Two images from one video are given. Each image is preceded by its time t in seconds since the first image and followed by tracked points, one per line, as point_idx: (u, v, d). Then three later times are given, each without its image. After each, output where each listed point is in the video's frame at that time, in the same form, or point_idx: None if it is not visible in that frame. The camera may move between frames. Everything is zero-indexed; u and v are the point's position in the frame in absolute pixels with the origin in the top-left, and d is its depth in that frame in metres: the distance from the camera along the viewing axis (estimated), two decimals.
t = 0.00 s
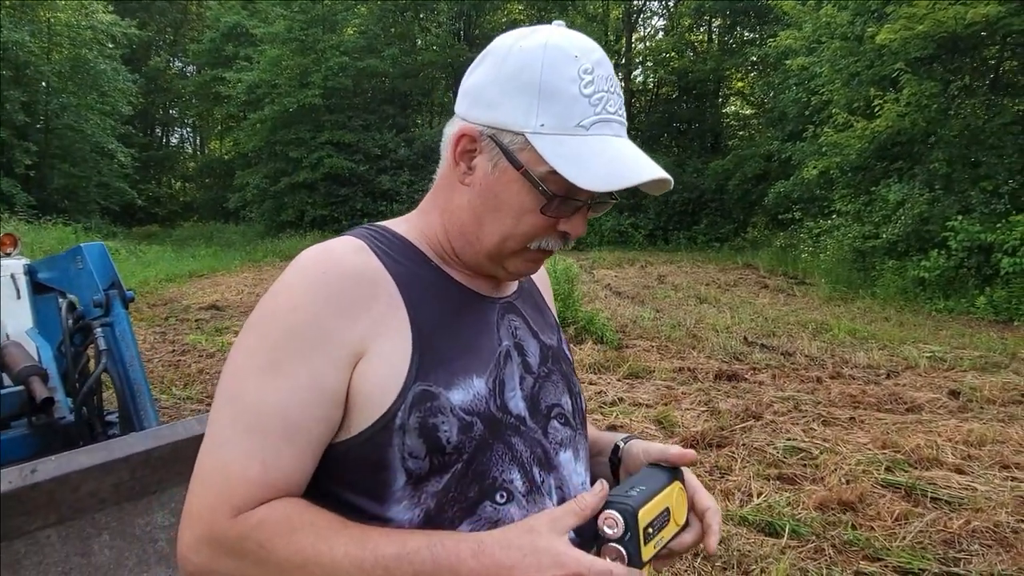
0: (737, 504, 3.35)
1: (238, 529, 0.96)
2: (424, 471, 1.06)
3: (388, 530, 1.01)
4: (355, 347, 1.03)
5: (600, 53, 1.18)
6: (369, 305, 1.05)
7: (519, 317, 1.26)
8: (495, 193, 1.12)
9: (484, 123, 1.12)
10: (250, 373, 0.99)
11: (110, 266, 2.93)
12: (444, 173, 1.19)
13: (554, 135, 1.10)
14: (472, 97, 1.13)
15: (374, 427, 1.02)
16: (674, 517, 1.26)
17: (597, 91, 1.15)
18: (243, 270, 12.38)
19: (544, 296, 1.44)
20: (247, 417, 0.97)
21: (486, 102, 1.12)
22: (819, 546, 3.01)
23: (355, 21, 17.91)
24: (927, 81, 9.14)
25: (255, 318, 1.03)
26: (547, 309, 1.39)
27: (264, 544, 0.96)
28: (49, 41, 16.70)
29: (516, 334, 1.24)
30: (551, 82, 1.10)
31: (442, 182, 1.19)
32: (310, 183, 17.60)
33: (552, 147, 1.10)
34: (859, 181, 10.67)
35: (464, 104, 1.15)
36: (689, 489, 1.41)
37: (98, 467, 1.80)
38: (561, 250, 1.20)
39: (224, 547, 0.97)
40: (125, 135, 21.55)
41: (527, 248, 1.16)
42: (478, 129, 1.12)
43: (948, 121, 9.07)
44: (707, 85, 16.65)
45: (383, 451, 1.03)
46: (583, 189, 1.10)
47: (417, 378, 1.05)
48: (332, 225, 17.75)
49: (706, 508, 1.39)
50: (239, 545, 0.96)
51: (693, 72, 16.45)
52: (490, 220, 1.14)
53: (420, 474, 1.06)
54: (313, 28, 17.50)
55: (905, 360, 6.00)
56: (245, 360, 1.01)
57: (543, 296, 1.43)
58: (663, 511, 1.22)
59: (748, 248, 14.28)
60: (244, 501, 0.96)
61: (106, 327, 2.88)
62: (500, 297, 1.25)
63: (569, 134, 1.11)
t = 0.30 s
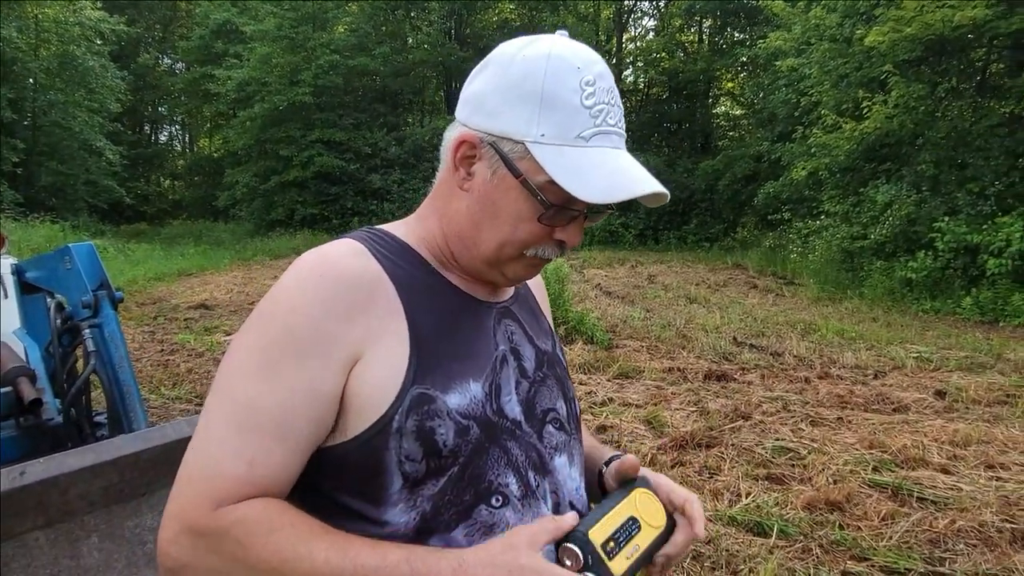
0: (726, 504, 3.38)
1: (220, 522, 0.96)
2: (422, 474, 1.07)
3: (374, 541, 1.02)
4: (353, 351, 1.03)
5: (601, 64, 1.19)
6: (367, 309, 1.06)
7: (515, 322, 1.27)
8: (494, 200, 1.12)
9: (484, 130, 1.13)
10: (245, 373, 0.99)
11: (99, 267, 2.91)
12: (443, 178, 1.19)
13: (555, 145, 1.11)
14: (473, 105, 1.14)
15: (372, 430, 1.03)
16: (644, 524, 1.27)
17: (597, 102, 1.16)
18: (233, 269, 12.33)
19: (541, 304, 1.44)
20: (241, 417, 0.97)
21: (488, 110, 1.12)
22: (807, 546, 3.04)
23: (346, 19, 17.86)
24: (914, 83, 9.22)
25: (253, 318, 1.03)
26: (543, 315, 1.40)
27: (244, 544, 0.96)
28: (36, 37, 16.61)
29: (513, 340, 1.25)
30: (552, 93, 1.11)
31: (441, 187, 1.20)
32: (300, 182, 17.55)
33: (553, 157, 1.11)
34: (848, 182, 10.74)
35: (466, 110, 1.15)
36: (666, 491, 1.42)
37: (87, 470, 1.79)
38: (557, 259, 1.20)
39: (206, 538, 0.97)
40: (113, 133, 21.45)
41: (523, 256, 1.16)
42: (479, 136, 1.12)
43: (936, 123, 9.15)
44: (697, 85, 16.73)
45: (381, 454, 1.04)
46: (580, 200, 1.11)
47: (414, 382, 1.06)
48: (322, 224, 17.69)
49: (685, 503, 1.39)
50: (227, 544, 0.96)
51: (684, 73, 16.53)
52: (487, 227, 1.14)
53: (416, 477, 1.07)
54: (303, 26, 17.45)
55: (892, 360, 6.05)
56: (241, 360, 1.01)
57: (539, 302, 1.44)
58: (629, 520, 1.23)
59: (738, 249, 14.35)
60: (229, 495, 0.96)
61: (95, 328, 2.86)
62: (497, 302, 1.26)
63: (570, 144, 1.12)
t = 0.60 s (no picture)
0: (720, 499, 3.41)
1: (195, 497, 0.97)
2: (412, 470, 1.10)
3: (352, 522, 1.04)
4: (345, 351, 1.06)
5: (606, 82, 1.22)
6: (361, 311, 1.08)
7: (507, 323, 1.29)
8: (490, 204, 1.14)
9: (487, 135, 1.15)
10: (237, 368, 1.01)
11: (97, 266, 2.93)
12: (443, 177, 1.21)
13: (555, 157, 1.14)
14: (478, 109, 1.17)
15: (365, 427, 1.06)
16: (594, 479, 1.24)
17: (598, 117, 1.18)
18: (230, 266, 12.36)
19: (535, 307, 1.46)
20: (234, 411, 0.99)
21: (492, 116, 1.15)
22: (799, 539, 3.07)
23: (342, 16, 17.85)
24: (910, 79, 9.26)
25: (247, 313, 1.06)
26: (536, 316, 1.42)
27: (213, 519, 0.97)
28: (31, 35, 16.58)
29: (505, 339, 1.27)
30: (554, 106, 1.14)
31: (440, 186, 1.22)
32: (297, 179, 17.56)
33: (550, 167, 1.13)
34: (843, 178, 10.78)
35: (472, 113, 1.17)
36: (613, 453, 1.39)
37: (84, 465, 1.81)
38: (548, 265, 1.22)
39: (178, 510, 0.98)
40: (110, 131, 21.44)
41: (514, 259, 1.18)
42: (481, 140, 1.14)
43: (931, 119, 9.20)
44: (694, 82, 16.76)
45: (373, 451, 1.07)
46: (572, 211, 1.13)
47: (406, 382, 1.09)
48: (320, 221, 17.70)
49: (628, 467, 1.36)
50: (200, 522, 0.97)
51: (681, 70, 16.58)
52: (481, 229, 1.16)
53: (406, 474, 1.09)
54: (300, 23, 17.42)
55: (887, 355, 6.09)
56: (230, 355, 1.02)
57: (534, 302, 1.46)
58: (579, 478, 1.21)
59: (734, 245, 14.38)
60: (206, 472, 0.98)
61: (93, 326, 2.88)
62: (490, 303, 1.28)
63: (569, 157, 1.14)
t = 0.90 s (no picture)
0: (711, 498, 3.44)
1: (227, 537, 1.01)
2: (391, 474, 1.13)
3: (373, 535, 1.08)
4: (332, 363, 1.08)
5: (580, 86, 1.25)
6: (340, 321, 1.10)
7: (484, 326, 1.30)
8: (475, 207, 1.17)
9: (468, 140, 1.17)
10: (231, 390, 1.04)
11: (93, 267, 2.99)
12: (425, 183, 1.22)
13: (539, 156, 1.16)
14: (457, 116, 1.18)
15: (344, 435, 1.08)
16: (647, 504, 1.29)
17: (576, 119, 1.21)
18: (227, 266, 12.38)
19: (516, 307, 1.47)
20: (227, 425, 1.02)
21: (472, 121, 1.17)
22: (789, 537, 3.11)
23: (339, 16, 17.87)
24: (904, 81, 9.30)
25: (235, 334, 1.08)
26: (515, 316, 1.42)
27: (250, 555, 1.01)
28: (27, 34, 16.60)
29: (481, 343, 1.28)
30: (535, 107, 1.16)
31: (421, 192, 1.23)
32: (294, 179, 17.58)
33: (534, 165, 1.15)
34: (839, 179, 10.83)
35: (449, 120, 1.19)
36: (683, 476, 1.40)
37: (80, 465, 1.83)
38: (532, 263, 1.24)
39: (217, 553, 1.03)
40: (107, 130, 21.45)
41: (500, 259, 1.20)
42: (462, 146, 1.16)
43: (925, 121, 9.24)
44: (691, 82, 16.80)
45: (353, 456, 1.09)
46: (557, 206, 1.16)
47: (385, 391, 1.11)
48: (317, 221, 17.71)
49: (698, 492, 1.36)
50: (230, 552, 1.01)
51: (678, 70, 16.62)
52: (467, 233, 1.18)
53: (388, 478, 1.12)
54: (297, 23, 17.44)
55: (881, 356, 6.12)
56: (224, 377, 1.05)
57: (513, 303, 1.46)
58: (627, 499, 1.27)
59: (731, 245, 14.42)
60: (233, 508, 1.02)
61: (89, 327, 2.92)
62: (467, 307, 1.28)
63: (553, 157, 1.17)
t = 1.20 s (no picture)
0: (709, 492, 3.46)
1: (266, 537, 1.01)
2: (391, 464, 1.14)
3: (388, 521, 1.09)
4: (340, 355, 1.08)
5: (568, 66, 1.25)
6: (342, 313, 1.10)
7: (479, 317, 1.31)
8: (477, 191, 1.17)
9: (465, 125, 1.17)
10: (243, 390, 1.04)
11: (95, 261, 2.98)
12: (421, 173, 1.22)
13: (538, 136, 1.17)
14: (450, 103, 1.18)
15: (346, 428, 1.09)
16: (683, 480, 1.27)
17: (570, 97, 1.22)
18: (228, 264, 12.40)
19: (513, 294, 1.48)
20: (241, 425, 1.02)
21: (468, 107, 1.17)
22: (787, 531, 3.12)
23: (340, 13, 17.85)
24: (905, 78, 9.30)
25: (239, 334, 1.08)
26: (509, 304, 1.43)
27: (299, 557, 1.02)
28: (27, 31, 16.58)
29: (476, 334, 1.29)
30: (533, 88, 1.17)
31: (418, 182, 1.23)
32: (295, 177, 17.59)
33: (535, 145, 1.16)
34: (839, 176, 10.85)
35: (442, 108, 1.19)
36: (738, 447, 1.46)
37: (83, 455, 1.83)
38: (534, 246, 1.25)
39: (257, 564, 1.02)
40: (107, 128, 21.46)
41: (504, 244, 1.20)
42: (460, 132, 1.16)
43: (925, 118, 9.24)
44: (691, 80, 16.79)
45: (355, 447, 1.10)
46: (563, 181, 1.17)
47: (387, 381, 1.12)
48: (317, 219, 17.73)
49: (757, 463, 1.42)
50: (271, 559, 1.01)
51: (678, 68, 16.60)
52: (470, 219, 1.18)
53: (389, 468, 1.13)
54: (297, 21, 17.42)
55: (880, 353, 6.13)
56: (234, 379, 1.05)
57: (509, 291, 1.47)
58: (657, 474, 1.27)
59: (731, 243, 14.45)
60: (272, 511, 1.02)
61: (92, 320, 2.92)
62: (461, 297, 1.30)
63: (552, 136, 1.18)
